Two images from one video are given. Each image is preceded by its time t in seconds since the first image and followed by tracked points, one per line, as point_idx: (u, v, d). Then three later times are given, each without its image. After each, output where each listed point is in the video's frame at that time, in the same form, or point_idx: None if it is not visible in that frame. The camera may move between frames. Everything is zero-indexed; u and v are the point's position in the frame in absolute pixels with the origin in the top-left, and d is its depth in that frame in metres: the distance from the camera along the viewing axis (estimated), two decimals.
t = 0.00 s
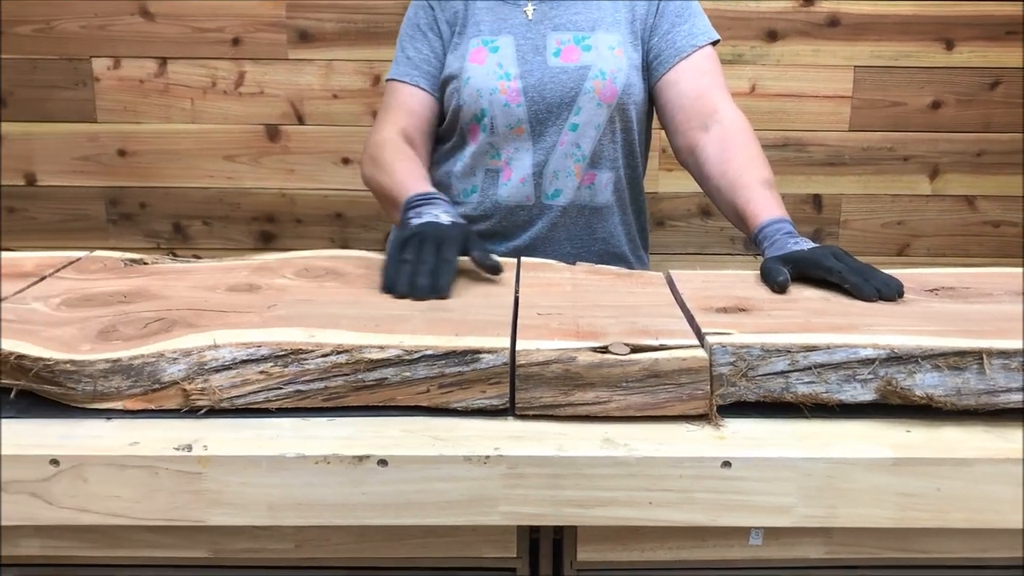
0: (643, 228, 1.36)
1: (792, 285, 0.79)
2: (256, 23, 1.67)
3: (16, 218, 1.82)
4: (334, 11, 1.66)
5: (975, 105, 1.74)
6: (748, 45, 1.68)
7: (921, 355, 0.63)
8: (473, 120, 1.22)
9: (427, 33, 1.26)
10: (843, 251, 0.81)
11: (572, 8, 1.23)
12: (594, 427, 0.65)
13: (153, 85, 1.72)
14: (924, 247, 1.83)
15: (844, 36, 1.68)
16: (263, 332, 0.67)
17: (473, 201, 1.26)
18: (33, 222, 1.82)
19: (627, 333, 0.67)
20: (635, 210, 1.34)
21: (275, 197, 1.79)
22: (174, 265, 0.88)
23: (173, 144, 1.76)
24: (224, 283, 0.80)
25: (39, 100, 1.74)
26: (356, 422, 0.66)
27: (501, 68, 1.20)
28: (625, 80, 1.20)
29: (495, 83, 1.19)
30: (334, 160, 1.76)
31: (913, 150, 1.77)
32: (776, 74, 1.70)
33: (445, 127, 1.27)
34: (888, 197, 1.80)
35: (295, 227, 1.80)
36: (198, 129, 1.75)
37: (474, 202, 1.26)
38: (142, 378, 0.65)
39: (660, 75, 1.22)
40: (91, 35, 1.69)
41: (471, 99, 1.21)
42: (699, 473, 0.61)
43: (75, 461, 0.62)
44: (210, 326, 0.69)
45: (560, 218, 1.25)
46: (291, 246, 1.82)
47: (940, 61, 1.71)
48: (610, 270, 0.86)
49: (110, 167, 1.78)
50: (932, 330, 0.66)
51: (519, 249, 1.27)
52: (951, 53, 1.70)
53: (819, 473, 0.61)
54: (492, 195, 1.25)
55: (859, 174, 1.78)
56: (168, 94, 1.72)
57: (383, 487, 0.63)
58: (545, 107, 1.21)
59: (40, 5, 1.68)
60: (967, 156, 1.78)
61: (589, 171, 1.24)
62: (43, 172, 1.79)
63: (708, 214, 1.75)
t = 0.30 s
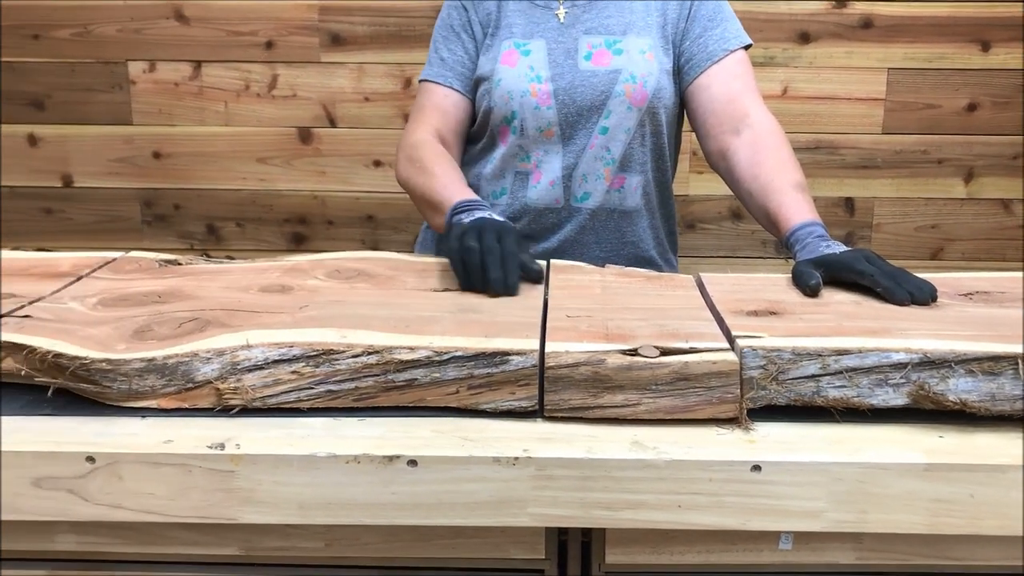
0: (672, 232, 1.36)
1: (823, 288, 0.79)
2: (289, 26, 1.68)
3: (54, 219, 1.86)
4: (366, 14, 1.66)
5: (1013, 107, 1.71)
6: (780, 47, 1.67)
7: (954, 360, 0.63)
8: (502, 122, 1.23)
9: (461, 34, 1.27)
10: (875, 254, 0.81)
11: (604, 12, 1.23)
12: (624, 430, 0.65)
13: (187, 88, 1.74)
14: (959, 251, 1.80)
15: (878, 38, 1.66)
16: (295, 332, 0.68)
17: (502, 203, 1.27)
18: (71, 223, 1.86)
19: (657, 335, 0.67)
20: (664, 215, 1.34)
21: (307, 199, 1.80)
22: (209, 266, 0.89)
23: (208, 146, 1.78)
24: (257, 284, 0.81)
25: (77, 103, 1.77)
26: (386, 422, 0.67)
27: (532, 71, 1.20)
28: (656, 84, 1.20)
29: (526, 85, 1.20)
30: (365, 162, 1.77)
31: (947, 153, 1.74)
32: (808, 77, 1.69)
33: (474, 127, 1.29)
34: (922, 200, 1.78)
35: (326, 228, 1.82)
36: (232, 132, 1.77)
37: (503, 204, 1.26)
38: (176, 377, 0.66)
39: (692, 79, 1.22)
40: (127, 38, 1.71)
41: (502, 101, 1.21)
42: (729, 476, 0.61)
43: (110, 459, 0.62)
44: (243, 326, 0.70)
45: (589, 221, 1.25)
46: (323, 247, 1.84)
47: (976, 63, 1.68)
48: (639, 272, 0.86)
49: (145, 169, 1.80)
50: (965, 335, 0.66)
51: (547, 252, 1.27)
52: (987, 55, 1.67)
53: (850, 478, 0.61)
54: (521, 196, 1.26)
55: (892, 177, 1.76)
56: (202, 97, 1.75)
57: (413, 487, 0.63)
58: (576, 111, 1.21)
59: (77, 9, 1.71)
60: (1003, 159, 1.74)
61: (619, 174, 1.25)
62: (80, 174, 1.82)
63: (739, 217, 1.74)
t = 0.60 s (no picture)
0: (699, 236, 1.35)
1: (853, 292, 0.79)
2: (319, 29, 1.69)
3: (86, 220, 1.88)
4: (395, 18, 1.67)
5: None
6: (810, 50, 1.65)
7: (986, 365, 0.62)
8: (528, 124, 1.24)
9: (478, 37, 1.30)
10: (904, 256, 0.80)
11: (630, 14, 1.23)
12: (650, 433, 0.65)
13: (219, 91, 1.76)
14: (992, 255, 1.75)
15: (910, 40, 1.64)
16: (323, 333, 0.69)
17: (527, 205, 1.26)
18: (103, 225, 1.88)
19: (685, 338, 0.67)
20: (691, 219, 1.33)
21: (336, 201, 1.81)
22: (238, 266, 0.90)
23: (239, 149, 1.80)
24: (286, 285, 0.82)
25: (110, 105, 1.79)
26: (413, 422, 0.67)
27: (557, 74, 1.22)
28: (681, 87, 1.20)
29: (551, 87, 1.21)
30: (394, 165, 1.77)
31: (981, 156, 1.70)
32: (839, 79, 1.67)
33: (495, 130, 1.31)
34: (954, 204, 1.73)
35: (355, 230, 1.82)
36: (262, 134, 1.78)
37: (528, 207, 1.26)
38: (207, 376, 0.67)
39: (720, 83, 1.22)
40: (160, 42, 1.74)
41: (527, 103, 1.23)
42: (755, 480, 0.61)
43: (141, 457, 0.63)
44: (273, 326, 0.71)
45: (614, 224, 1.25)
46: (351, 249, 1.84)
47: (1010, 65, 1.64)
48: (666, 275, 0.86)
49: (176, 170, 1.82)
50: (997, 339, 0.65)
51: (572, 255, 1.27)
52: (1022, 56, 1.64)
53: (878, 483, 0.60)
54: (546, 199, 1.26)
55: (923, 180, 1.72)
56: (233, 100, 1.76)
57: (440, 487, 0.63)
58: (601, 113, 1.22)
59: (111, 14, 1.73)
60: None
61: (644, 177, 1.24)
62: (112, 176, 1.85)
63: (768, 220, 1.73)
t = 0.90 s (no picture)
0: (722, 236, 1.35)
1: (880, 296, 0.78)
2: (346, 32, 1.71)
3: (116, 221, 1.90)
4: (421, 21, 1.68)
5: None
6: (837, 52, 1.64)
7: (1015, 370, 0.62)
8: (551, 119, 1.24)
9: (502, 36, 1.30)
10: (932, 261, 0.80)
11: (655, 11, 1.23)
12: (675, 436, 0.65)
13: (246, 93, 1.77)
14: None
15: (940, 42, 1.62)
16: (349, 334, 0.69)
17: (549, 201, 1.27)
18: (132, 226, 1.90)
19: (710, 341, 0.67)
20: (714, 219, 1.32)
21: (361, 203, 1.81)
22: (265, 268, 0.91)
23: (265, 151, 1.81)
24: (313, 287, 0.83)
25: (139, 108, 1.82)
26: (437, 423, 0.67)
27: (581, 69, 1.22)
28: (705, 83, 1.20)
29: (574, 82, 1.22)
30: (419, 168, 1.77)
31: (1011, 158, 1.68)
32: (867, 81, 1.65)
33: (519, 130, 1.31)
34: (984, 207, 1.71)
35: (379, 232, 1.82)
36: (288, 137, 1.79)
37: (550, 203, 1.26)
38: (234, 376, 0.68)
39: (746, 82, 1.21)
40: (189, 45, 1.75)
41: (549, 98, 1.23)
42: (781, 484, 0.60)
43: (169, 455, 0.64)
44: (300, 327, 0.71)
45: (635, 220, 1.25)
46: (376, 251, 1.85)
47: None
48: (691, 278, 0.86)
49: (203, 172, 1.84)
50: None
51: (593, 251, 1.27)
52: None
53: (906, 488, 0.60)
54: (568, 195, 1.26)
55: (953, 183, 1.70)
56: (260, 103, 1.78)
57: (464, 488, 0.63)
58: (624, 108, 1.22)
59: (143, 17, 1.75)
60: None
61: (666, 174, 1.24)
62: (141, 178, 1.86)
63: (795, 223, 1.72)
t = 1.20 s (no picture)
0: (744, 239, 1.34)
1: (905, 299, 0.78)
2: (369, 35, 1.71)
3: (141, 222, 1.92)
4: (444, 23, 1.69)
5: None
6: (862, 53, 1.63)
7: None
8: (570, 125, 1.24)
9: (521, 44, 1.30)
10: (959, 264, 0.79)
11: (674, 15, 1.23)
12: (697, 439, 0.65)
13: (270, 95, 1.79)
14: None
15: (966, 43, 1.61)
16: (372, 334, 0.70)
17: (569, 206, 1.27)
18: (157, 226, 1.92)
19: (733, 344, 0.67)
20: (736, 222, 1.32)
21: (384, 204, 1.82)
22: (288, 268, 0.92)
23: (287, 152, 1.82)
24: (336, 288, 0.83)
25: (164, 109, 1.83)
26: (459, 423, 0.68)
27: (599, 74, 1.22)
28: (725, 87, 1.19)
29: (592, 88, 1.22)
30: (442, 169, 1.78)
31: None
32: (892, 83, 1.64)
33: (540, 135, 1.31)
34: (1011, 210, 1.69)
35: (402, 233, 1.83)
36: (312, 138, 1.80)
37: (570, 207, 1.27)
38: (257, 375, 0.68)
39: (766, 85, 1.21)
40: (214, 47, 1.77)
41: (568, 103, 1.23)
42: (803, 488, 0.60)
43: (194, 454, 0.65)
44: (323, 327, 0.72)
45: (656, 224, 1.25)
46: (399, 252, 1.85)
47: None
48: (714, 280, 0.86)
49: (228, 173, 1.86)
50: None
51: (614, 255, 1.28)
52: None
53: (929, 493, 0.59)
54: (588, 200, 1.26)
55: (979, 186, 1.68)
56: (284, 104, 1.79)
57: (485, 489, 0.63)
58: (643, 113, 1.21)
59: (169, 20, 1.77)
60: None
61: (686, 177, 1.24)
62: (166, 179, 1.88)
63: (818, 226, 1.71)
